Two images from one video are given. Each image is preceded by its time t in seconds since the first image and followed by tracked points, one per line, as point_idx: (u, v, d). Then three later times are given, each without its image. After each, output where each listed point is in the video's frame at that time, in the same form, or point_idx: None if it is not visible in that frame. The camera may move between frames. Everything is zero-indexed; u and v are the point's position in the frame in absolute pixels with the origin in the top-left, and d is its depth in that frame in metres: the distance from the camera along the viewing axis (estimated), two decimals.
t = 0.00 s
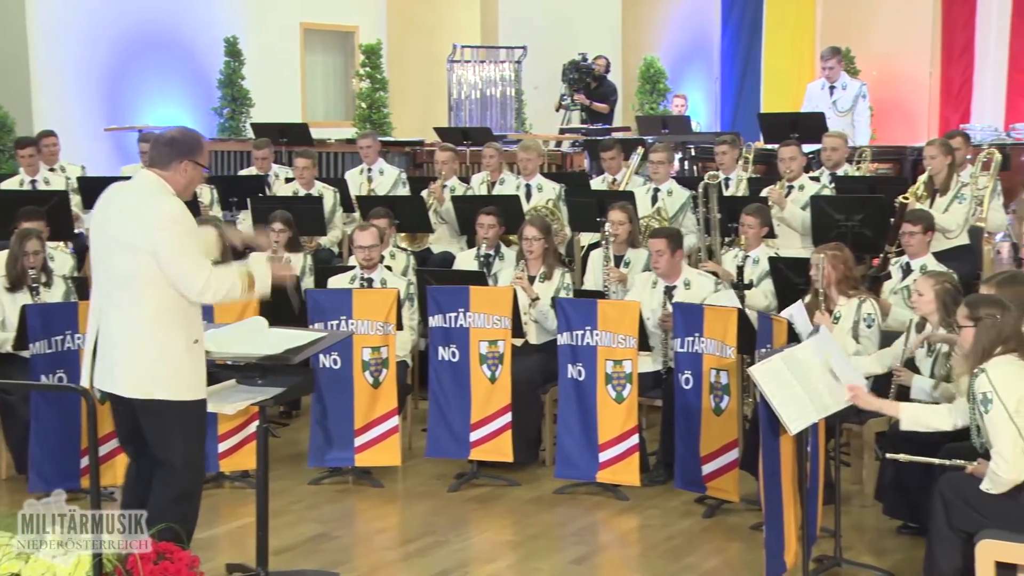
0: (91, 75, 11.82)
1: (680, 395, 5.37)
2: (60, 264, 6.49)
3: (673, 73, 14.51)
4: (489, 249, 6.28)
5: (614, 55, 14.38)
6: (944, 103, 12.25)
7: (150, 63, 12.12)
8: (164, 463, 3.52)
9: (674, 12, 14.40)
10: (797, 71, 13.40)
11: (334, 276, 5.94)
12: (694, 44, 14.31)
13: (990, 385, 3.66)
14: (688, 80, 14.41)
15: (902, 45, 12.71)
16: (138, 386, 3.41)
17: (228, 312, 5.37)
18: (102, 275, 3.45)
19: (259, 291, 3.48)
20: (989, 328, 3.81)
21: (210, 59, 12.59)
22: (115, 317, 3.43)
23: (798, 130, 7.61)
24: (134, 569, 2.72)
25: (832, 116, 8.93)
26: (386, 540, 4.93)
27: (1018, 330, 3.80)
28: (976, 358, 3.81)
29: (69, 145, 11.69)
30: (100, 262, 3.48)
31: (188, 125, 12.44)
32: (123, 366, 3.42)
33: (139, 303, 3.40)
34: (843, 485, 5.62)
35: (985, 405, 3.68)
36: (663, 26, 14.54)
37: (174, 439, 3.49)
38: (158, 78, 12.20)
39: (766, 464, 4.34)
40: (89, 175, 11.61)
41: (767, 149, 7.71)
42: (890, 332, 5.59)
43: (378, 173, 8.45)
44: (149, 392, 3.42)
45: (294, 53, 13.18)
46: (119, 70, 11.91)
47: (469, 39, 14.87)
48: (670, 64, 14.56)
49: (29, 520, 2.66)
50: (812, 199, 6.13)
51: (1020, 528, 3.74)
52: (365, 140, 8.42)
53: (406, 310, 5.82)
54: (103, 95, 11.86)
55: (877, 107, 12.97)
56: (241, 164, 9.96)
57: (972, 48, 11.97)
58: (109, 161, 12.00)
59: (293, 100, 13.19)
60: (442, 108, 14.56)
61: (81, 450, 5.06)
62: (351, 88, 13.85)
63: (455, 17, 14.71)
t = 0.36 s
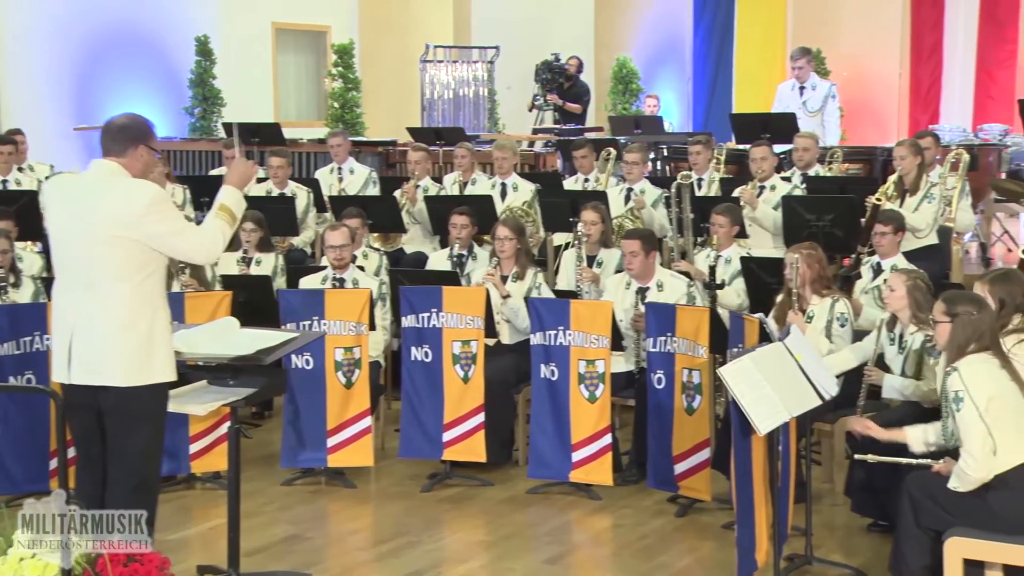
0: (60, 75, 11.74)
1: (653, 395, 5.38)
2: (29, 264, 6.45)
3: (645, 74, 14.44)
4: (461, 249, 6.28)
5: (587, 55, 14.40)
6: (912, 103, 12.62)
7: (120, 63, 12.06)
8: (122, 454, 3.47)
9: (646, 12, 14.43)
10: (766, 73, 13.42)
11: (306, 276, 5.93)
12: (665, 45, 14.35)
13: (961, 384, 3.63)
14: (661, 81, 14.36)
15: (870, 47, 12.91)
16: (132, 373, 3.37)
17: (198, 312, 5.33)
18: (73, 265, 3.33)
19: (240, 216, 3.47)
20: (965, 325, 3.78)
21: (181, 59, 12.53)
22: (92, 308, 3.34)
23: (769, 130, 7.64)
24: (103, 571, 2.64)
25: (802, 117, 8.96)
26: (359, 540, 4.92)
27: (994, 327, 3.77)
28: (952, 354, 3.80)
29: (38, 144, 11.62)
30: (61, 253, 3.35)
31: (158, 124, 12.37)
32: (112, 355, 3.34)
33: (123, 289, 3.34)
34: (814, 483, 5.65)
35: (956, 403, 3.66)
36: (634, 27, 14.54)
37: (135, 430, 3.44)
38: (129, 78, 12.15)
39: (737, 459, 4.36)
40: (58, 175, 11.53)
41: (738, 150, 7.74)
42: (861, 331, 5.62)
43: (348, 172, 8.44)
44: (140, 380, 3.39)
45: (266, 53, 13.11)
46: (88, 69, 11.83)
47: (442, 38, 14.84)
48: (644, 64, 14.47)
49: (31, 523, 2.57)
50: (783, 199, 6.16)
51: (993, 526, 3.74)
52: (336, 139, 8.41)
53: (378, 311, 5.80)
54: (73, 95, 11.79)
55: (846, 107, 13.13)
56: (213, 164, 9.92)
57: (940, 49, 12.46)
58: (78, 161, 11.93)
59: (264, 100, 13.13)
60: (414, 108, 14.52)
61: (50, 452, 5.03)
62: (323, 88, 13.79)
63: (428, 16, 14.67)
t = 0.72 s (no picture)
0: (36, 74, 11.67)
1: (632, 395, 5.39)
2: (5, 264, 6.41)
3: (623, 74, 14.21)
4: (441, 249, 6.28)
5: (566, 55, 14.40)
6: (889, 105, 12.77)
7: (96, 63, 12.00)
8: (110, 454, 3.47)
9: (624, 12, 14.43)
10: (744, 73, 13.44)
11: (284, 277, 5.92)
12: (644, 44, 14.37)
13: (937, 383, 3.64)
14: (639, 82, 14.21)
15: (846, 49, 13.05)
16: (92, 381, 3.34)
17: (177, 312, 5.33)
18: (40, 268, 3.33)
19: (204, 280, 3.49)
20: (956, 322, 3.76)
21: (159, 58, 12.48)
22: (57, 312, 3.32)
23: (747, 130, 7.66)
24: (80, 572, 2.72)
25: (779, 117, 8.99)
26: (338, 541, 4.91)
27: (986, 324, 3.73)
28: (941, 350, 3.80)
29: (14, 144, 11.55)
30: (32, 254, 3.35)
31: (134, 124, 12.30)
32: (72, 361, 3.32)
33: (88, 296, 3.32)
34: (791, 483, 5.68)
35: (934, 401, 3.66)
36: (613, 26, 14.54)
37: (121, 430, 3.44)
38: (105, 77, 12.09)
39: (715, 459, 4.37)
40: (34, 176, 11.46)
41: (716, 150, 7.76)
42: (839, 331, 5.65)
43: (323, 171, 8.43)
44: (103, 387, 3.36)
45: (243, 52, 13.05)
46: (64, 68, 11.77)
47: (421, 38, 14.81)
48: (622, 64, 14.28)
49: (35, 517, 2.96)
50: (761, 199, 6.18)
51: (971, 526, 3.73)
52: (311, 138, 8.41)
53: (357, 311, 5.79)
54: (48, 95, 11.72)
55: (823, 107, 13.28)
56: (192, 164, 9.88)
57: (916, 49, 12.62)
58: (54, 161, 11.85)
59: (242, 99, 13.06)
60: (393, 108, 14.46)
61: (25, 454, 5.01)
62: (302, 88, 13.73)
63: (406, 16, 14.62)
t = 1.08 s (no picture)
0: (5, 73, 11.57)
1: (606, 395, 5.39)
2: None
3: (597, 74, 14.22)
4: (415, 249, 6.27)
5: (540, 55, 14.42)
6: (861, 106, 12.79)
7: (67, 61, 11.91)
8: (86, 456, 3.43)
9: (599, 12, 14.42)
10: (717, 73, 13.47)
11: (257, 277, 5.89)
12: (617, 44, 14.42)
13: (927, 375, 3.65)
14: (613, 82, 14.21)
15: (818, 48, 13.20)
16: (53, 386, 3.31)
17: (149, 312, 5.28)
18: (11, 270, 3.33)
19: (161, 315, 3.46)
20: (955, 318, 3.75)
21: (130, 58, 12.39)
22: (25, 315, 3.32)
23: (720, 130, 7.68)
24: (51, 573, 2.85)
25: (753, 117, 9.02)
26: (312, 542, 4.90)
27: (985, 324, 3.73)
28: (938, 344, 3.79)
29: None
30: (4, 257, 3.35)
31: (105, 123, 12.21)
32: (35, 366, 3.30)
33: (54, 300, 3.30)
34: (764, 482, 5.70)
35: (921, 393, 3.68)
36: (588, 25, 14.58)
37: (96, 431, 3.40)
38: (75, 76, 12.00)
39: (689, 459, 4.37)
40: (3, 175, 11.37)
41: (690, 150, 7.79)
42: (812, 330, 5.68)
43: (295, 171, 8.41)
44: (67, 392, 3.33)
45: (216, 51, 12.98)
46: (35, 67, 11.68)
47: (395, 38, 14.78)
48: (596, 65, 14.28)
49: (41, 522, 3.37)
50: (734, 199, 6.21)
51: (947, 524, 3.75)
52: (283, 137, 8.40)
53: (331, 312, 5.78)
54: (19, 93, 11.63)
55: (796, 108, 13.37)
56: (165, 163, 9.83)
57: (888, 52, 12.63)
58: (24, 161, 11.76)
59: (214, 99, 12.98)
60: (366, 108, 14.40)
61: None
62: (275, 88, 13.68)
63: (381, 16, 14.60)
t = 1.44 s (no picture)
0: None
1: (576, 395, 5.40)
2: None
3: (568, 74, 14.46)
4: (385, 249, 6.27)
5: (511, 55, 14.41)
6: (828, 106, 12.90)
7: (31, 59, 11.79)
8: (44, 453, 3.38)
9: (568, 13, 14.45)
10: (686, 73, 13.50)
11: (226, 277, 5.87)
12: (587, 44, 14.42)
13: (904, 371, 3.69)
14: (583, 81, 14.40)
15: (786, 51, 13.25)
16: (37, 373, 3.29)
17: (115, 313, 5.30)
18: None
19: (164, 231, 3.41)
20: (936, 318, 3.79)
21: (95, 55, 12.27)
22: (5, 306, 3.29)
23: (689, 130, 7.71)
24: None
25: (721, 118, 9.05)
26: (280, 543, 4.88)
27: (967, 323, 3.76)
28: (920, 342, 3.82)
29: None
30: None
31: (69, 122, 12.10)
32: (18, 356, 3.28)
33: (35, 289, 3.28)
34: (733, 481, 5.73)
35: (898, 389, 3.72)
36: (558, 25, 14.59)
37: (58, 427, 3.36)
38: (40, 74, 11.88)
39: (658, 460, 4.37)
40: None
41: (659, 150, 7.82)
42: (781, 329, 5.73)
43: (265, 171, 8.37)
44: (55, 379, 3.32)
45: (183, 49, 12.89)
46: None
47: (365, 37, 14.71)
48: (566, 64, 14.49)
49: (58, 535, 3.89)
50: (703, 200, 6.22)
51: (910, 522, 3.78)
52: (252, 137, 8.35)
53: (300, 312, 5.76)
54: None
55: (767, 109, 13.49)
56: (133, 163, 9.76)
57: (855, 52, 12.71)
58: None
59: (181, 98, 12.89)
60: (336, 107, 14.32)
61: None
62: (244, 88, 13.59)
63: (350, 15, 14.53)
